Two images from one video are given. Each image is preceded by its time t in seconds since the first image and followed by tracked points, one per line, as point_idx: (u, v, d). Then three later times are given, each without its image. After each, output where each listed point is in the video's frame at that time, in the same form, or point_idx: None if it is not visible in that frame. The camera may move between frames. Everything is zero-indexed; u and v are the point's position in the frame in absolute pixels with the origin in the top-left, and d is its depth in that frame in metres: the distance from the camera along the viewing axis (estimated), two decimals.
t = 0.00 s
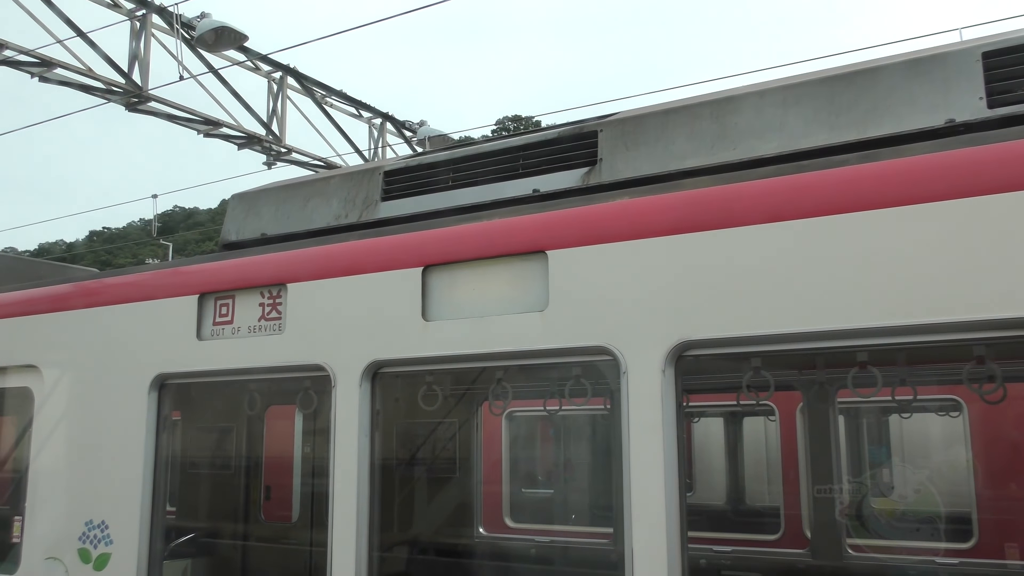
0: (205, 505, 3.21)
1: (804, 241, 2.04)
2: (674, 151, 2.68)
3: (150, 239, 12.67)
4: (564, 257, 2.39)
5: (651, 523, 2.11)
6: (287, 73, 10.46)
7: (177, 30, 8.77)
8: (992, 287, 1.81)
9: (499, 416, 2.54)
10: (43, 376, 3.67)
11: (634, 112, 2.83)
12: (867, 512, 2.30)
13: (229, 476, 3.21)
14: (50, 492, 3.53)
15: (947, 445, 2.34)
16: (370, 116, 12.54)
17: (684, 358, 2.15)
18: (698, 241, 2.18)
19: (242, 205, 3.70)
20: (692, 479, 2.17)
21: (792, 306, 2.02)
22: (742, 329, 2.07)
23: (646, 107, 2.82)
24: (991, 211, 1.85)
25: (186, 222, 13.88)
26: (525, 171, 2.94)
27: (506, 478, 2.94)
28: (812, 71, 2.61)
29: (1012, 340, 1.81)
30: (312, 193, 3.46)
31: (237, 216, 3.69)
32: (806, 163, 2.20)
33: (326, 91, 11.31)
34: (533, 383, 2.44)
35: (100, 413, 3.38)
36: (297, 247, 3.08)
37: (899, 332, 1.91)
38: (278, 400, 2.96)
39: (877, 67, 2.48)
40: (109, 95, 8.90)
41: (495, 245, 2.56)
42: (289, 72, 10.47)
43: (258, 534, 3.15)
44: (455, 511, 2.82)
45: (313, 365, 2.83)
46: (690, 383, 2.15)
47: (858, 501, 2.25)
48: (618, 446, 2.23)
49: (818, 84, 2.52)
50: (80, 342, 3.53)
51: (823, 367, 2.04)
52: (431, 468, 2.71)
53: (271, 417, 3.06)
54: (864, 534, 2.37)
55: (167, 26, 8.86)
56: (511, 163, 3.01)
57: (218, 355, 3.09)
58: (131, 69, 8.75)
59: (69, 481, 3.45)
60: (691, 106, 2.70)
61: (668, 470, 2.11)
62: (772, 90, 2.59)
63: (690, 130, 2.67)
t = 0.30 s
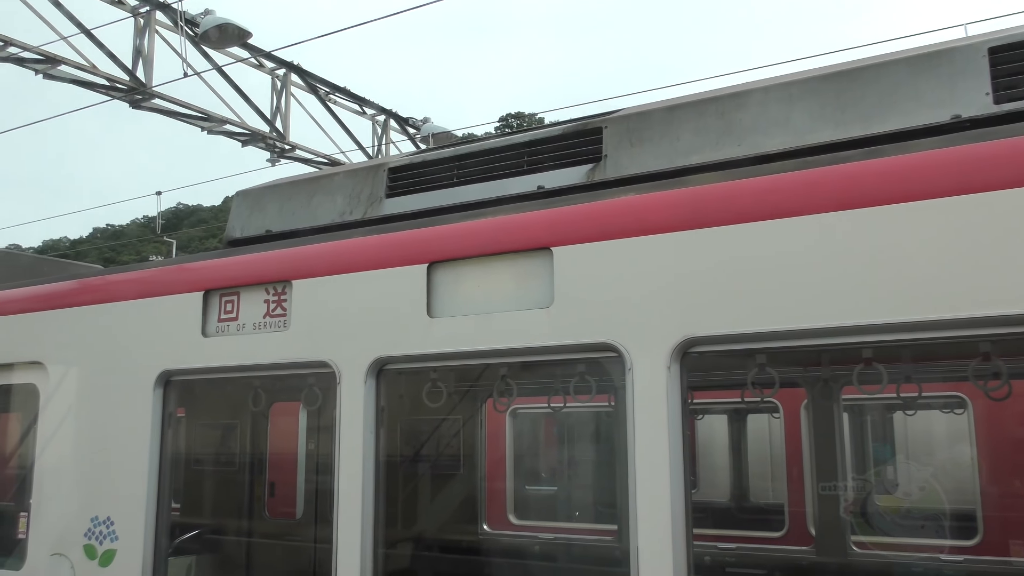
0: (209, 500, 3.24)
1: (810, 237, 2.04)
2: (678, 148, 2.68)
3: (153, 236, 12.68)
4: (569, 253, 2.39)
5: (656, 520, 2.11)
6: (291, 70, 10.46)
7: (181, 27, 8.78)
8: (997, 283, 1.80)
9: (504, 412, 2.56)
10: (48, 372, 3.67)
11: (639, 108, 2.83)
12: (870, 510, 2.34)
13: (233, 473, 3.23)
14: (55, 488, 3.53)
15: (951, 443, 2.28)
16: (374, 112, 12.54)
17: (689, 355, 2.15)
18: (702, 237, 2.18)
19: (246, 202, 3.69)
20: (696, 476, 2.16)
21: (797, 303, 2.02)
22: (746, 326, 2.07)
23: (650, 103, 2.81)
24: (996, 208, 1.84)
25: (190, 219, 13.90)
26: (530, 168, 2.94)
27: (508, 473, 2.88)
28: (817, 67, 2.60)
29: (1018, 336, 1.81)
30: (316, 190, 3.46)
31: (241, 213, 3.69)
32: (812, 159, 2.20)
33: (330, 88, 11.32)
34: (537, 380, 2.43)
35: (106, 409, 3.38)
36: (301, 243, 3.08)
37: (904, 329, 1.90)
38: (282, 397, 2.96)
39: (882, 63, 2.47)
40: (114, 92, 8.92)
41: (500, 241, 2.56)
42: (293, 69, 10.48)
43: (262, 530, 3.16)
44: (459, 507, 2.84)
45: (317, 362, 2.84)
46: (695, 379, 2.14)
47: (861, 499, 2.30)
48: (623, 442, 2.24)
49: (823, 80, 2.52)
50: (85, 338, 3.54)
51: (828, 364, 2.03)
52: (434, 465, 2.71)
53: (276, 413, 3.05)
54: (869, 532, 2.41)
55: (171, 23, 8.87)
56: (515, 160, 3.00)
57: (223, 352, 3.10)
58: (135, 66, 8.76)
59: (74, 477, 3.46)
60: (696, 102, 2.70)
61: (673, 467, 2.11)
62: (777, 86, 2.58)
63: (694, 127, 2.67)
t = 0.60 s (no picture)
0: (213, 494, 3.24)
1: (815, 233, 2.03)
2: (683, 143, 2.67)
3: (157, 232, 12.70)
4: (573, 248, 2.39)
5: (659, 515, 2.11)
6: (294, 65, 10.46)
7: (184, 22, 8.77)
8: (1003, 278, 1.80)
9: (507, 408, 2.57)
10: (53, 367, 3.68)
11: (643, 103, 2.82)
12: (875, 505, 2.33)
13: (238, 468, 3.23)
14: (60, 483, 3.54)
15: (954, 438, 2.32)
16: (377, 107, 12.54)
17: (693, 350, 2.15)
18: (707, 232, 2.18)
19: (250, 197, 3.70)
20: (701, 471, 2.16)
21: (802, 298, 2.01)
22: (751, 321, 2.07)
23: (655, 98, 2.81)
24: (1002, 202, 1.84)
25: (194, 215, 13.92)
26: (534, 163, 2.93)
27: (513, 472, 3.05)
28: (822, 62, 2.59)
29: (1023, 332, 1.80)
30: (320, 186, 3.46)
31: (245, 208, 3.69)
32: (817, 153, 2.19)
33: (333, 83, 11.31)
34: (540, 375, 2.43)
35: (110, 404, 3.39)
36: (305, 238, 3.08)
37: (909, 323, 1.90)
38: (286, 392, 2.96)
39: (888, 57, 2.46)
40: (117, 88, 8.92)
41: (504, 237, 2.56)
42: (296, 64, 10.47)
43: (267, 525, 3.15)
44: (465, 502, 2.84)
45: (321, 357, 2.84)
46: (700, 375, 2.14)
47: (866, 494, 2.29)
48: (626, 437, 2.24)
49: (829, 75, 2.51)
50: (90, 333, 3.54)
51: (832, 359, 2.03)
52: (438, 459, 2.71)
53: (280, 409, 3.03)
54: (873, 527, 2.39)
55: (174, 18, 8.87)
56: (519, 155, 3.00)
57: (227, 347, 3.10)
58: (138, 61, 8.76)
59: (79, 472, 3.46)
60: (701, 97, 2.69)
61: (678, 462, 2.11)
62: (783, 80, 2.58)
63: (699, 121, 2.66)
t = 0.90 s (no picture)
0: (213, 491, 3.24)
1: (816, 230, 2.03)
2: (684, 139, 2.67)
3: (157, 229, 12.70)
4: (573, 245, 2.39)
5: (658, 512, 2.11)
6: (294, 62, 10.45)
7: (184, 19, 8.76)
8: (1003, 275, 1.80)
9: (508, 405, 2.58)
10: (53, 365, 3.68)
11: (644, 100, 2.82)
12: (875, 501, 2.41)
13: (238, 466, 3.24)
14: (61, 480, 3.54)
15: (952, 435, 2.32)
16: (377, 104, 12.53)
17: (693, 347, 2.14)
18: (707, 229, 2.18)
19: (250, 194, 3.69)
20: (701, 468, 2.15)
21: (802, 295, 2.01)
22: (751, 319, 2.07)
23: (655, 95, 2.80)
24: (1003, 199, 1.83)
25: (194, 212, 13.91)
26: (534, 160, 2.93)
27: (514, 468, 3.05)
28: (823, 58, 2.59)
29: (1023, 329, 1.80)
30: (320, 183, 3.46)
31: (245, 205, 3.69)
32: (818, 150, 2.19)
33: (333, 80, 11.30)
34: (541, 372, 2.44)
35: (111, 402, 3.39)
36: (305, 236, 3.08)
37: (910, 321, 1.89)
38: (286, 390, 2.96)
39: (889, 54, 2.46)
40: (117, 85, 8.91)
41: (504, 234, 2.55)
42: (296, 61, 10.46)
43: (266, 522, 3.20)
44: (466, 498, 2.94)
45: (321, 354, 2.84)
46: (700, 372, 2.14)
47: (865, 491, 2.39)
48: (626, 434, 2.24)
49: (830, 72, 2.51)
50: (90, 331, 3.54)
51: (832, 356, 2.03)
52: (438, 457, 2.75)
53: (279, 406, 3.06)
54: (874, 524, 2.51)
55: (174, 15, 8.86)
56: (519, 152, 2.99)
57: (227, 345, 3.10)
58: (138, 58, 8.75)
59: (79, 470, 3.46)
60: (701, 94, 2.69)
61: (678, 459, 2.11)
62: (784, 77, 2.57)
63: (700, 118, 2.66)
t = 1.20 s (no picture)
0: (212, 490, 3.27)
1: (814, 228, 2.03)
2: (682, 138, 2.66)
3: (155, 227, 12.70)
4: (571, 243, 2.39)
5: (657, 511, 2.11)
6: (292, 60, 10.44)
7: (181, 16, 8.75)
8: (1001, 273, 1.80)
9: (504, 404, 2.55)
10: (50, 362, 3.67)
11: (642, 98, 2.81)
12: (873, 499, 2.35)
13: (237, 463, 3.27)
14: (58, 478, 3.54)
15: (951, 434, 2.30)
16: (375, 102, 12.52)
17: (691, 346, 2.14)
18: (705, 227, 2.17)
19: (247, 192, 3.69)
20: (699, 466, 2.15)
21: (800, 293, 2.01)
22: (749, 317, 2.07)
23: (653, 93, 2.80)
24: (1001, 198, 1.83)
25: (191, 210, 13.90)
26: (532, 157, 2.92)
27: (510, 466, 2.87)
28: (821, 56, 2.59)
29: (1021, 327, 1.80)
30: (318, 180, 3.45)
31: (243, 203, 3.68)
32: (816, 148, 2.19)
33: (330, 77, 11.28)
34: (539, 371, 2.43)
35: (108, 400, 3.38)
36: (303, 233, 3.07)
37: (908, 319, 1.89)
38: (283, 387, 2.96)
39: (887, 52, 2.46)
40: (114, 83, 8.89)
41: (502, 231, 2.55)
42: (294, 58, 10.45)
43: (263, 521, 3.22)
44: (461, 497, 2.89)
45: (319, 352, 2.83)
46: (698, 370, 2.14)
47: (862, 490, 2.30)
48: (625, 432, 2.24)
49: (828, 70, 2.51)
50: (87, 329, 3.53)
51: (830, 354, 2.03)
52: (436, 455, 2.73)
53: (277, 404, 3.05)
54: (873, 523, 2.50)
55: (171, 13, 8.84)
56: (517, 149, 2.99)
57: (224, 342, 3.09)
58: (134, 56, 8.73)
59: (76, 468, 3.46)
60: (699, 92, 2.69)
61: (676, 458, 2.11)
62: (782, 74, 2.57)
63: (699, 116, 2.66)
